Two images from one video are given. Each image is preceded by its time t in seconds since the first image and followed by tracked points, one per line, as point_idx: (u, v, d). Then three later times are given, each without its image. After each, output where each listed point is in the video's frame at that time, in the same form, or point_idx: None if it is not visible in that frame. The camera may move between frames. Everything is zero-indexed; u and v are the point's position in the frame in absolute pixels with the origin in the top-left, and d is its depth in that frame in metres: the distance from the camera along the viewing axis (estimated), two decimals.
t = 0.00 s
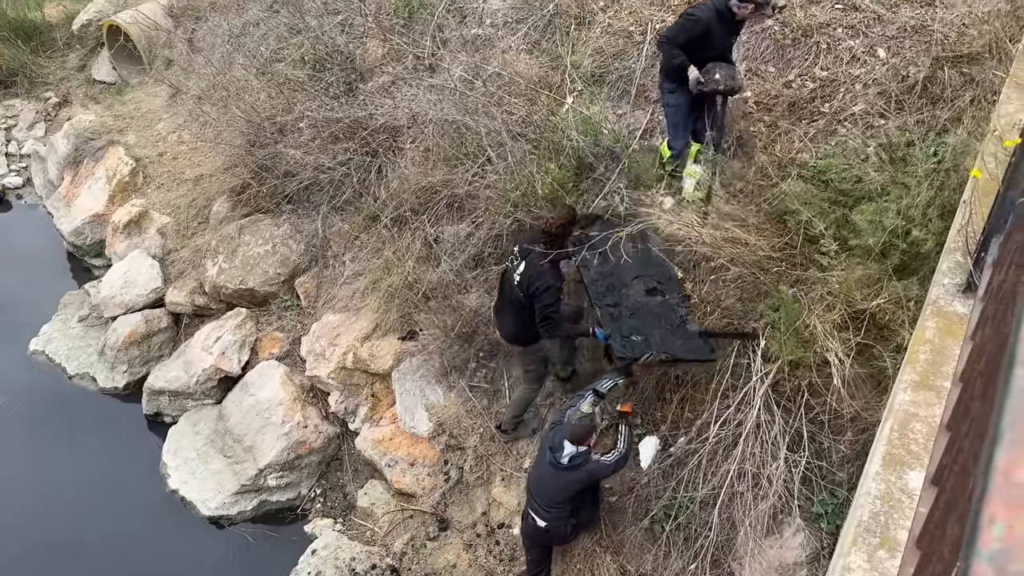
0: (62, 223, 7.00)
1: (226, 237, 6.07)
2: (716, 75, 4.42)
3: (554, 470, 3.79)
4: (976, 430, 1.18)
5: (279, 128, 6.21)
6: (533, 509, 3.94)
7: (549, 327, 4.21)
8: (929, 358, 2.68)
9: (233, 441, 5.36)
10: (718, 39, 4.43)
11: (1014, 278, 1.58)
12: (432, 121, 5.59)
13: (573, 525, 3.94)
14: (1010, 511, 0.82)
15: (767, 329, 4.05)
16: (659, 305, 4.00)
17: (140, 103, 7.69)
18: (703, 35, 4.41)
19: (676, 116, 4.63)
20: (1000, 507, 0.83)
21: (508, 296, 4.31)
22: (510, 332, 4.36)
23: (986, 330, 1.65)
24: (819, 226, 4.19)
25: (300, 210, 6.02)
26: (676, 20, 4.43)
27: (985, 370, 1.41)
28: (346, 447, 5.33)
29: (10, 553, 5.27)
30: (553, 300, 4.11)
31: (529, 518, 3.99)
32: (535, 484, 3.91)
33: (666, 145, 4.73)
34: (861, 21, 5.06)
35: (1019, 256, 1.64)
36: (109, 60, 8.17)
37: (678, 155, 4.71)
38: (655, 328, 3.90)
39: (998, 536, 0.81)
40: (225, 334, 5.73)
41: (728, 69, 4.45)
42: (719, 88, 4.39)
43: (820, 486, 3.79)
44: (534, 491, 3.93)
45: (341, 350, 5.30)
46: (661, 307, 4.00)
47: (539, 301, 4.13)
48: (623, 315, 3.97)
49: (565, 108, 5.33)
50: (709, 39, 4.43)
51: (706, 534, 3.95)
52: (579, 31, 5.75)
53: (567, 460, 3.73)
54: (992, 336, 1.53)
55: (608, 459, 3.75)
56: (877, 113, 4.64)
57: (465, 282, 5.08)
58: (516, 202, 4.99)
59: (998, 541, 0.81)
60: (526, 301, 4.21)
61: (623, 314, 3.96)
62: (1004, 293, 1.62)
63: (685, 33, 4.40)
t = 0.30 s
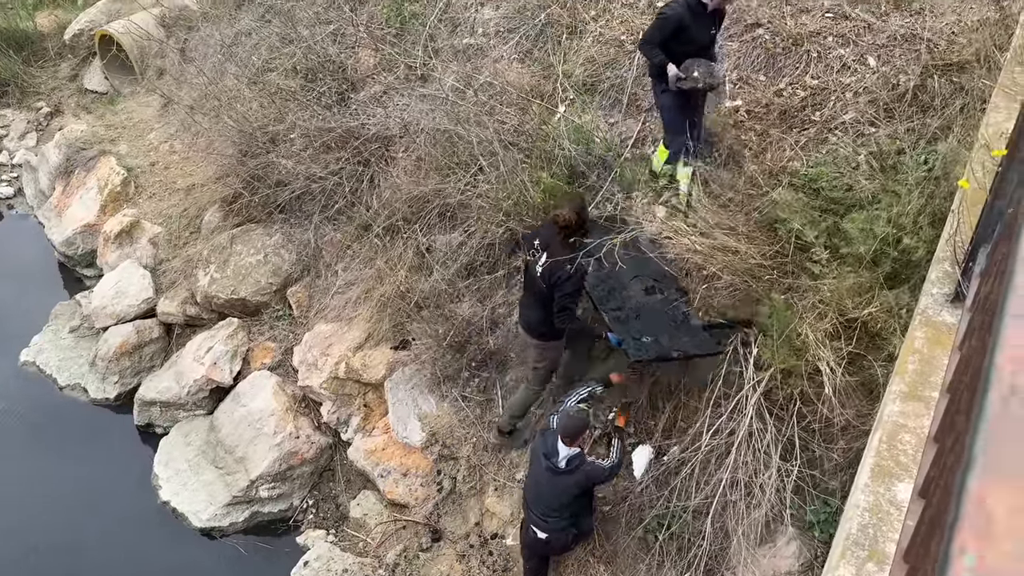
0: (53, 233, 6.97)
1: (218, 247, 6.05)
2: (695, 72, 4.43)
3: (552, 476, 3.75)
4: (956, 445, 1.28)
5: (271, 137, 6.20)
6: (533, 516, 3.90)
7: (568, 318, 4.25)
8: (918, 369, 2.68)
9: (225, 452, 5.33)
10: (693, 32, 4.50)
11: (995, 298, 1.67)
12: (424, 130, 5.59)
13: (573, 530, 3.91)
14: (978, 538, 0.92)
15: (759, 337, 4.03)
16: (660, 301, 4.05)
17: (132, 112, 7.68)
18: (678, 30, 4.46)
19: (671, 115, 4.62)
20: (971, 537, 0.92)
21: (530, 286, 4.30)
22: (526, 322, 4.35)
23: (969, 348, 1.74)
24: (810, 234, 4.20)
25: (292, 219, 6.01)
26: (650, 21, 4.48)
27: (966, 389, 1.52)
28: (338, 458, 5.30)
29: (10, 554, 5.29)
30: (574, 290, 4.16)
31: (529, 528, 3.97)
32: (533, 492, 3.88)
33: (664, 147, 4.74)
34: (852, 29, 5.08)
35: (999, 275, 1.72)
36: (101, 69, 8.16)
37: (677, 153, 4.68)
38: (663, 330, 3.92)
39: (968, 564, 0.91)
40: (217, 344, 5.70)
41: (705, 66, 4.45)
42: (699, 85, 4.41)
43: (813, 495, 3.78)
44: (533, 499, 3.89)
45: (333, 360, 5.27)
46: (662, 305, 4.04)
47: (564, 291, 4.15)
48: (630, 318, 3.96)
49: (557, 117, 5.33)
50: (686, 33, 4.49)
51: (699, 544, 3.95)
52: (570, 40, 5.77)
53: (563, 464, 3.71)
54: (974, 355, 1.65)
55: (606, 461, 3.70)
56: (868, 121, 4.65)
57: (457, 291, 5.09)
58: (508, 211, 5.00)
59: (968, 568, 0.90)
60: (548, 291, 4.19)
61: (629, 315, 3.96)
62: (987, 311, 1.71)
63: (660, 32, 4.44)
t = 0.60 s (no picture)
0: (44, 248, 6.94)
1: (209, 261, 6.04)
2: (675, 79, 4.46)
3: (534, 497, 3.74)
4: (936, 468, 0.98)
5: (263, 152, 6.20)
6: (522, 542, 3.87)
7: (585, 322, 4.35)
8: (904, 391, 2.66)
9: (216, 468, 5.30)
10: (676, 40, 4.51)
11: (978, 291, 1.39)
12: (416, 145, 5.61)
13: (565, 547, 3.90)
14: None
15: (750, 351, 4.05)
16: (657, 315, 4.02)
17: (124, 127, 7.67)
18: (661, 38, 4.50)
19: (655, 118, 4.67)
20: None
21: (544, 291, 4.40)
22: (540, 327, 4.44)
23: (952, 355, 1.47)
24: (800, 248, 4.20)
25: (284, 234, 6.01)
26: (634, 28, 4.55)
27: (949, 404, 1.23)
28: (329, 474, 5.28)
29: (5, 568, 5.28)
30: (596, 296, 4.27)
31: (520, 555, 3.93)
32: (517, 519, 3.85)
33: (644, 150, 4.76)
34: (840, 44, 5.11)
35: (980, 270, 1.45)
36: (93, 84, 8.16)
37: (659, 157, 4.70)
38: (671, 342, 4.00)
39: None
40: (208, 360, 5.68)
41: (684, 72, 4.50)
42: (680, 91, 4.45)
43: (805, 510, 3.79)
44: (519, 525, 3.87)
45: (325, 375, 5.26)
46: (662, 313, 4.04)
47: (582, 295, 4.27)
48: (635, 333, 4.03)
49: (548, 132, 5.33)
50: (668, 41, 4.53)
51: (691, 558, 3.95)
52: (560, 55, 5.80)
53: (541, 481, 3.71)
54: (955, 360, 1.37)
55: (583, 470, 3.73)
56: (857, 135, 4.68)
57: (449, 306, 5.11)
58: (500, 226, 5.01)
59: None
60: (568, 295, 4.31)
61: (632, 330, 4.04)
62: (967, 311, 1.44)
63: (644, 38, 4.51)
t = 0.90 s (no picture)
0: (38, 266, 6.92)
1: (204, 279, 6.02)
2: (671, 100, 4.49)
3: (537, 521, 3.70)
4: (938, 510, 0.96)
5: (259, 170, 6.22)
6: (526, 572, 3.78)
7: (596, 350, 4.08)
8: (901, 413, 2.66)
9: (212, 487, 5.28)
10: (672, 61, 4.54)
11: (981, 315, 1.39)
12: (411, 163, 5.64)
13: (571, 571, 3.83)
14: None
15: (746, 367, 4.06)
16: (658, 336, 4.04)
17: (119, 145, 7.68)
18: (657, 59, 4.52)
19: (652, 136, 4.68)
20: None
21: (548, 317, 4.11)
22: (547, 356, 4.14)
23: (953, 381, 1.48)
24: (794, 264, 4.25)
25: (279, 251, 6.01)
26: (631, 49, 4.54)
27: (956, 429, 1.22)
28: (326, 492, 5.26)
29: None
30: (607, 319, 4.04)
31: None
32: (521, 548, 3.78)
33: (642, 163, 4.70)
34: (834, 60, 5.14)
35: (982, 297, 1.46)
36: (88, 102, 8.17)
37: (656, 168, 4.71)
38: (671, 366, 3.99)
39: None
40: (204, 378, 5.68)
41: (679, 93, 4.54)
42: (677, 111, 4.47)
43: (803, 525, 3.81)
44: (522, 553, 3.78)
45: (322, 392, 5.24)
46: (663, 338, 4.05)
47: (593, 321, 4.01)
48: (636, 358, 3.99)
49: (543, 148, 5.33)
50: (664, 62, 4.53)
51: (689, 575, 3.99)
52: (555, 73, 5.85)
53: (543, 503, 3.68)
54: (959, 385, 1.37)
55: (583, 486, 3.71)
56: (848, 152, 4.75)
57: (445, 323, 5.13)
58: (496, 243, 5.03)
59: None
60: (580, 321, 4.02)
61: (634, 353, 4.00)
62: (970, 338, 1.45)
63: (639, 60, 4.51)
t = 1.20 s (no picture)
0: (34, 282, 6.90)
1: (202, 293, 6.02)
2: (674, 115, 4.59)
3: (558, 454, 3.81)
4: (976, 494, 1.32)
5: (257, 184, 6.23)
6: (541, 508, 3.85)
7: (594, 357, 4.18)
8: (908, 415, 2.61)
9: (210, 501, 5.26)
10: (673, 76, 4.63)
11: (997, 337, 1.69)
12: (410, 176, 5.67)
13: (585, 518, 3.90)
14: None
15: (745, 377, 4.09)
16: (656, 345, 4.01)
17: (115, 160, 7.69)
18: (658, 75, 4.61)
19: (652, 150, 4.77)
20: None
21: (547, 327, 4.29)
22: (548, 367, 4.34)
23: (969, 388, 1.79)
24: (791, 274, 4.28)
25: (278, 265, 6.02)
26: (633, 65, 4.64)
27: (975, 439, 1.54)
28: (325, 505, 5.24)
29: None
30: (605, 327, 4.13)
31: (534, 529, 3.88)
32: (540, 483, 3.87)
33: (643, 179, 4.72)
34: (825, 74, 5.23)
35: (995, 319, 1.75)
36: (83, 117, 8.16)
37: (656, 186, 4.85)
38: (669, 373, 3.98)
39: None
40: (203, 392, 5.65)
41: (682, 107, 4.62)
42: (680, 125, 4.57)
43: (804, 534, 3.82)
44: (541, 489, 3.87)
45: (321, 405, 5.23)
46: (662, 349, 4.00)
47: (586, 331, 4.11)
48: (635, 365, 4.00)
49: (540, 161, 5.39)
50: (665, 77, 4.63)
51: None
52: (551, 87, 5.91)
53: (565, 437, 3.81)
54: (975, 398, 1.67)
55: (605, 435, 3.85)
56: (843, 164, 4.80)
57: (444, 335, 5.15)
58: (495, 255, 5.06)
59: None
60: (578, 331, 4.17)
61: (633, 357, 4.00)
62: (987, 354, 1.75)
63: (641, 76, 4.62)
